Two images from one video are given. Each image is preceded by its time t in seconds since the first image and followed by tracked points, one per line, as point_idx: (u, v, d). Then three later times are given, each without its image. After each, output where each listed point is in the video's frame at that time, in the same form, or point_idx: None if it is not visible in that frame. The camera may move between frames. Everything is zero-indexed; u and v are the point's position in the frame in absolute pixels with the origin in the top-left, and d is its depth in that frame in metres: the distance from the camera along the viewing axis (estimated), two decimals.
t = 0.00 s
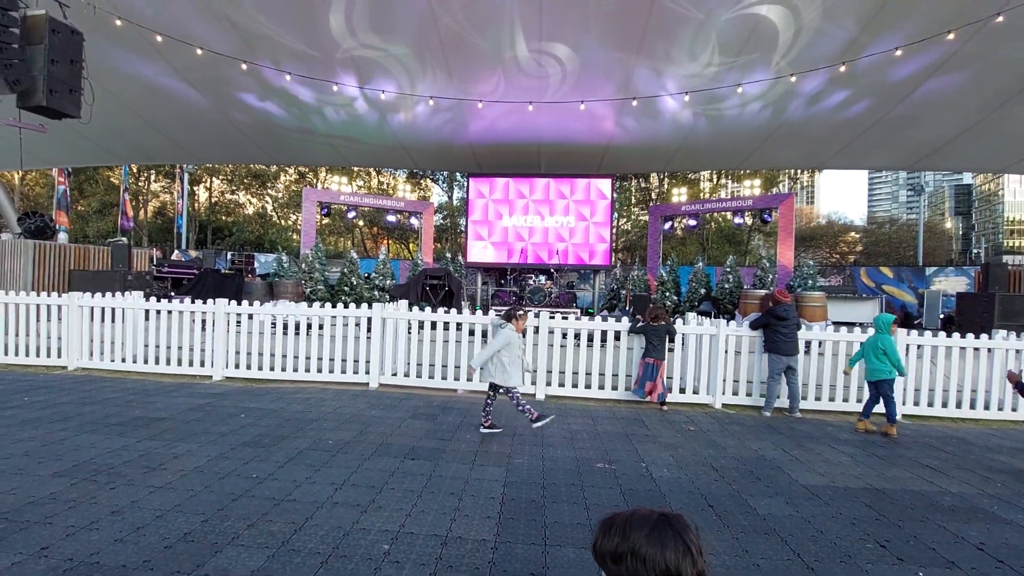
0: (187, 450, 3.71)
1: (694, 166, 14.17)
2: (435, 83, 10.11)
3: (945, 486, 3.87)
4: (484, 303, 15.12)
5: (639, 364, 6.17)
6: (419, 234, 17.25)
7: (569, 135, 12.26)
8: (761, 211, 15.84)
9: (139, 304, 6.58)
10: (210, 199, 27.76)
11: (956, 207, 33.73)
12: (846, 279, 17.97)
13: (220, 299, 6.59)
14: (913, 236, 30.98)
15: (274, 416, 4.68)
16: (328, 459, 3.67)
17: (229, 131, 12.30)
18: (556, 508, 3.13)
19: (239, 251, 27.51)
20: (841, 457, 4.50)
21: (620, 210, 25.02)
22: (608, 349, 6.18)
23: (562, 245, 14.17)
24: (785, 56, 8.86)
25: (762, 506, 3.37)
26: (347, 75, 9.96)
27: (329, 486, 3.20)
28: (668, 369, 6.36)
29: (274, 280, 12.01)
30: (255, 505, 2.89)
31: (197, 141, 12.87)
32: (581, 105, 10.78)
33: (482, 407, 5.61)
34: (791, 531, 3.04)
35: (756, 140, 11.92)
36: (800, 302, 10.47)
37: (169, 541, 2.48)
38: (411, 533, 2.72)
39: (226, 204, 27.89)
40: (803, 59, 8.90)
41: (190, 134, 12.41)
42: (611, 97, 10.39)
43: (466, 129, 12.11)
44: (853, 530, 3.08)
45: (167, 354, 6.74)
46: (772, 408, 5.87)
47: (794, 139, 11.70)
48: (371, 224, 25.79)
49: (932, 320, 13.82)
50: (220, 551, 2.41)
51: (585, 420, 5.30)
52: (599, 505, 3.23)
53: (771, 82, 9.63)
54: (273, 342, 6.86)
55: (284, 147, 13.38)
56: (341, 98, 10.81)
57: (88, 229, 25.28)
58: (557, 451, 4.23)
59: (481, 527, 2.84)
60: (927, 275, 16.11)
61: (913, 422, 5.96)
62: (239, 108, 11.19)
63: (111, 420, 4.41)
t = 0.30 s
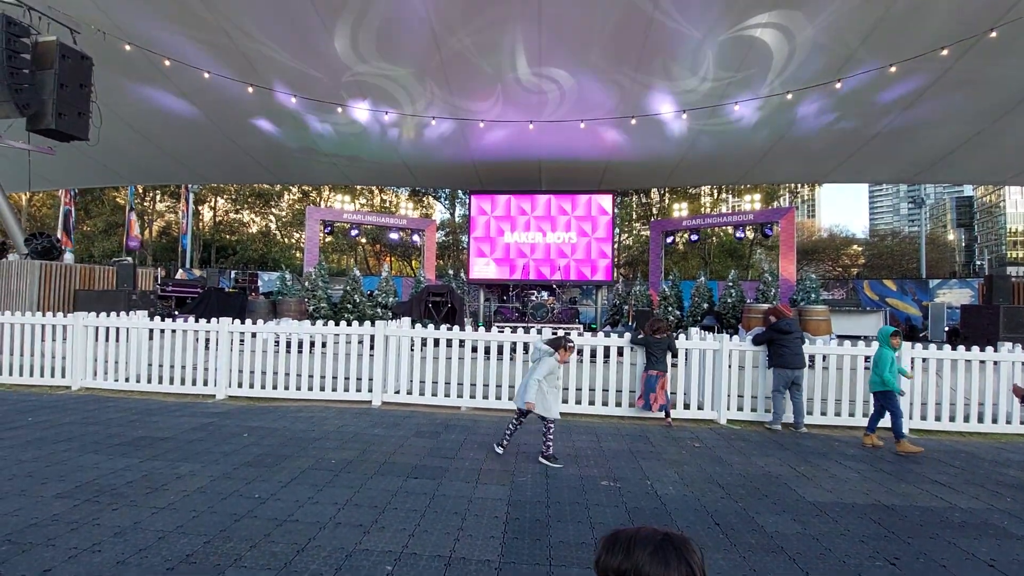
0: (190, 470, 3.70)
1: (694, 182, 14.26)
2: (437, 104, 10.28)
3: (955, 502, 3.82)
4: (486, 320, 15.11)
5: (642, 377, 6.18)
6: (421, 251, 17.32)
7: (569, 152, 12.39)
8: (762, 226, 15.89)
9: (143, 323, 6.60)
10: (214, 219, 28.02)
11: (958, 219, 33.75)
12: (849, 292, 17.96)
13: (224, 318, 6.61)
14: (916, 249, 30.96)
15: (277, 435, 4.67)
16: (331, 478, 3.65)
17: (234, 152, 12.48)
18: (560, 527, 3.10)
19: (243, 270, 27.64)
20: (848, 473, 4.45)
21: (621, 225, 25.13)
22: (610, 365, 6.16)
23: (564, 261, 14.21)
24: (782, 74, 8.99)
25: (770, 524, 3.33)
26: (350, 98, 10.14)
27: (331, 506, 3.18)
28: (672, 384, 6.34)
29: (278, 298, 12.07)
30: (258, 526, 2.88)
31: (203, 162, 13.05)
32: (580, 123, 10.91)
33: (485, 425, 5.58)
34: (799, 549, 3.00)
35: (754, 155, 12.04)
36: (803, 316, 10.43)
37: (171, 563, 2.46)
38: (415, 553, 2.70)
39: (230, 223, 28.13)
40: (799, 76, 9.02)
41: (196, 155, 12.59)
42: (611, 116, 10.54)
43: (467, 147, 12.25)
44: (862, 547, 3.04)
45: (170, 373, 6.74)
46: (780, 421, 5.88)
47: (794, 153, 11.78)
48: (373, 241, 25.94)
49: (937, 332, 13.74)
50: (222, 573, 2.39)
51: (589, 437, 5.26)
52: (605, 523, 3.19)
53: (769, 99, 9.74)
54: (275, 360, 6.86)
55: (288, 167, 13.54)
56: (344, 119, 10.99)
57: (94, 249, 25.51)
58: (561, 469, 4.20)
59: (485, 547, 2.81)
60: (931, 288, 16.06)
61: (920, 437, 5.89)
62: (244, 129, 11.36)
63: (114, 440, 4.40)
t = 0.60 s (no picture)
0: (190, 479, 3.69)
1: (694, 189, 14.30)
2: (437, 113, 10.36)
3: (959, 508, 3.80)
4: (487, 327, 15.11)
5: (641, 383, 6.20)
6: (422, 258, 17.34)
7: (569, 160, 12.45)
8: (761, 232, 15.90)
9: (144, 332, 6.60)
10: (215, 228, 28.12)
11: (958, 224, 33.81)
12: (850, 298, 17.95)
13: (225, 327, 6.62)
14: (915, 254, 30.97)
15: (278, 444, 4.66)
16: (331, 487, 3.64)
17: (235, 161, 12.55)
18: (561, 536, 3.09)
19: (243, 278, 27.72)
20: (851, 480, 4.43)
21: (622, 232, 25.18)
22: (611, 371, 6.15)
23: (564, 268, 14.22)
24: (779, 81, 9.05)
25: (772, 531, 3.31)
26: (350, 107, 10.22)
27: (332, 516, 3.17)
28: (672, 390, 6.33)
29: (279, 306, 12.09)
30: (259, 535, 2.87)
31: (205, 172, 13.11)
32: (578, 130, 10.97)
33: (486, 433, 5.56)
34: (803, 557, 2.97)
35: (752, 161, 12.09)
36: (804, 322, 10.42)
37: (171, 573, 2.45)
38: (416, 563, 2.68)
39: (232, 232, 28.22)
40: (797, 83, 9.07)
41: (197, 164, 12.66)
42: (609, 123, 10.62)
43: (467, 155, 12.32)
44: (866, 555, 3.01)
45: (170, 382, 6.73)
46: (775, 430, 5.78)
47: (792, 159, 11.83)
48: (374, 249, 26.01)
49: (939, 337, 13.71)
50: None
51: (590, 445, 5.24)
52: (606, 532, 3.18)
53: (767, 106, 9.81)
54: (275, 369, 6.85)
55: (289, 176, 13.60)
56: (344, 129, 11.08)
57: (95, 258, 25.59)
58: (562, 477, 4.18)
59: (487, 556, 2.80)
60: (932, 293, 16.05)
61: (923, 443, 5.86)
62: (245, 139, 11.42)
63: (114, 450, 4.39)
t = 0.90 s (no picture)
0: (190, 488, 3.67)
1: (693, 192, 14.32)
2: (436, 119, 10.39)
3: (965, 511, 3.77)
4: (488, 332, 15.08)
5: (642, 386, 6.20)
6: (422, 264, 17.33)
7: (568, 164, 12.47)
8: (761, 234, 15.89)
9: (144, 340, 6.58)
10: (215, 235, 28.14)
11: (957, 225, 33.86)
12: (850, 299, 17.93)
13: (225, 334, 6.60)
14: (915, 255, 30.97)
15: (278, 452, 4.63)
16: (332, 495, 3.62)
17: (235, 168, 12.56)
18: (565, 542, 3.06)
19: (243, 285, 27.73)
20: (856, 483, 4.40)
21: (621, 235, 25.18)
22: (613, 376, 6.12)
23: (563, 272, 14.22)
24: (776, 85, 9.10)
25: (777, 536, 3.28)
26: (350, 114, 10.24)
27: (333, 524, 3.15)
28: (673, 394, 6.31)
29: (279, 313, 12.08)
30: (260, 544, 2.85)
31: (205, 179, 13.12)
32: (577, 135, 11.00)
33: (488, 438, 5.52)
34: (809, 561, 2.94)
35: (751, 164, 12.11)
36: (805, 324, 10.40)
37: None
38: (418, 571, 2.65)
39: (232, 239, 28.24)
40: (795, 86, 9.09)
41: (197, 172, 12.67)
42: (608, 128, 10.64)
43: (467, 160, 12.34)
44: (872, 559, 2.98)
45: (170, 390, 6.70)
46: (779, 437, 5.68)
47: (790, 162, 11.85)
48: (374, 255, 26.02)
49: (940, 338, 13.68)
50: None
51: (592, 450, 5.21)
52: (610, 537, 3.15)
53: (765, 109, 9.83)
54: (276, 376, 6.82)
55: (289, 183, 13.61)
56: (343, 135, 11.12)
57: (95, 266, 25.60)
58: (565, 482, 4.15)
59: (490, 564, 2.77)
60: (933, 294, 16.02)
61: (927, 445, 5.82)
62: (245, 146, 11.44)
63: (114, 459, 4.37)
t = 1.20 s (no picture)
0: (180, 496, 3.61)
1: (684, 194, 14.39)
2: (427, 121, 10.37)
3: (956, 508, 3.80)
4: (480, 335, 15.07)
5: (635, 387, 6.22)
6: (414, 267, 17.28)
7: (560, 166, 12.48)
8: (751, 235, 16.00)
9: (132, 346, 6.50)
10: (205, 239, 27.91)
11: (943, 226, 34.33)
12: (840, 299, 18.11)
13: (215, 339, 6.52)
14: (902, 255, 31.34)
15: (270, 458, 4.59)
16: (324, 501, 3.58)
17: (224, 171, 12.45)
18: (560, 546, 3.05)
19: (234, 289, 27.52)
20: (847, 481, 4.42)
21: (613, 237, 25.26)
22: (606, 377, 6.12)
23: (556, 274, 14.23)
24: (764, 88, 9.17)
25: (772, 536, 3.28)
26: (341, 116, 10.19)
27: (326, 530, 3.11)
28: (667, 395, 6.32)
29: (270, 317, 12.00)
30: (251, 552, 2.80)
31: (194, 182, 12.99)
32: (568, 137, 11.02)
33: (482, 442, 5.51)
34: (803, 561, 2.94)
35: (741, 166, 12.20)
36: (796, 324, 10.47)
37: None
38: None
39: (221, 243, 28.02)
40: (784, 88, 9.16)
41: (186, 175, 12.55)
42: (598, 130, 10.68)
43: (459, 163, 12.32)
44: (866, 558, 2.99)
45: (159, 396, 6.62)
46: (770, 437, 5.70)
47: (779, 163, 11.94)
48: (366, 258, 25.93)
49: (928, 337, 13.83)
50: None
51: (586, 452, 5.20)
52: (605, 540, 3.14)
53: (754, 111, 9.91)
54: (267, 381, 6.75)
55: (279, 186, 13.52)
56: (334, 138, 11.08)
57: (83, 271, 25.31)
58: (559, 485, 4.14)
59: (484, 569, 2.75)
60: (920, 293, 16.21)
61: (918, 443, 5.87)
62: (233, 149, 11.36)
63: (102, 467, 4.30)
